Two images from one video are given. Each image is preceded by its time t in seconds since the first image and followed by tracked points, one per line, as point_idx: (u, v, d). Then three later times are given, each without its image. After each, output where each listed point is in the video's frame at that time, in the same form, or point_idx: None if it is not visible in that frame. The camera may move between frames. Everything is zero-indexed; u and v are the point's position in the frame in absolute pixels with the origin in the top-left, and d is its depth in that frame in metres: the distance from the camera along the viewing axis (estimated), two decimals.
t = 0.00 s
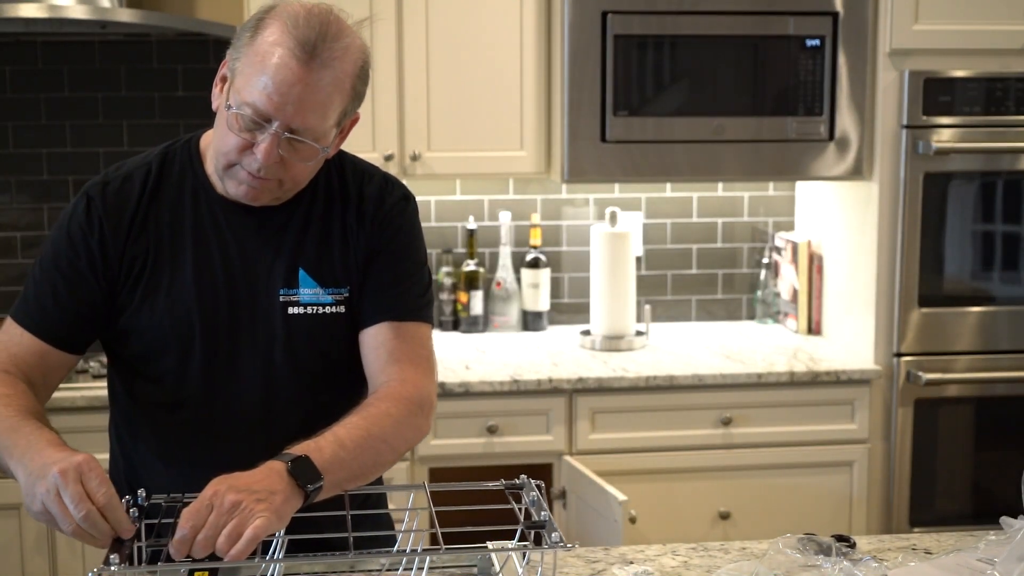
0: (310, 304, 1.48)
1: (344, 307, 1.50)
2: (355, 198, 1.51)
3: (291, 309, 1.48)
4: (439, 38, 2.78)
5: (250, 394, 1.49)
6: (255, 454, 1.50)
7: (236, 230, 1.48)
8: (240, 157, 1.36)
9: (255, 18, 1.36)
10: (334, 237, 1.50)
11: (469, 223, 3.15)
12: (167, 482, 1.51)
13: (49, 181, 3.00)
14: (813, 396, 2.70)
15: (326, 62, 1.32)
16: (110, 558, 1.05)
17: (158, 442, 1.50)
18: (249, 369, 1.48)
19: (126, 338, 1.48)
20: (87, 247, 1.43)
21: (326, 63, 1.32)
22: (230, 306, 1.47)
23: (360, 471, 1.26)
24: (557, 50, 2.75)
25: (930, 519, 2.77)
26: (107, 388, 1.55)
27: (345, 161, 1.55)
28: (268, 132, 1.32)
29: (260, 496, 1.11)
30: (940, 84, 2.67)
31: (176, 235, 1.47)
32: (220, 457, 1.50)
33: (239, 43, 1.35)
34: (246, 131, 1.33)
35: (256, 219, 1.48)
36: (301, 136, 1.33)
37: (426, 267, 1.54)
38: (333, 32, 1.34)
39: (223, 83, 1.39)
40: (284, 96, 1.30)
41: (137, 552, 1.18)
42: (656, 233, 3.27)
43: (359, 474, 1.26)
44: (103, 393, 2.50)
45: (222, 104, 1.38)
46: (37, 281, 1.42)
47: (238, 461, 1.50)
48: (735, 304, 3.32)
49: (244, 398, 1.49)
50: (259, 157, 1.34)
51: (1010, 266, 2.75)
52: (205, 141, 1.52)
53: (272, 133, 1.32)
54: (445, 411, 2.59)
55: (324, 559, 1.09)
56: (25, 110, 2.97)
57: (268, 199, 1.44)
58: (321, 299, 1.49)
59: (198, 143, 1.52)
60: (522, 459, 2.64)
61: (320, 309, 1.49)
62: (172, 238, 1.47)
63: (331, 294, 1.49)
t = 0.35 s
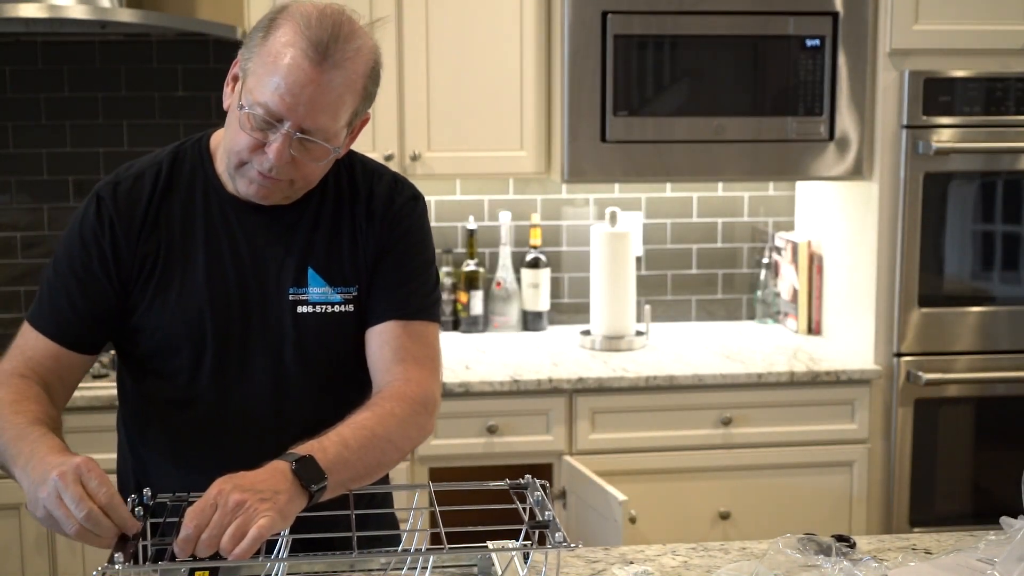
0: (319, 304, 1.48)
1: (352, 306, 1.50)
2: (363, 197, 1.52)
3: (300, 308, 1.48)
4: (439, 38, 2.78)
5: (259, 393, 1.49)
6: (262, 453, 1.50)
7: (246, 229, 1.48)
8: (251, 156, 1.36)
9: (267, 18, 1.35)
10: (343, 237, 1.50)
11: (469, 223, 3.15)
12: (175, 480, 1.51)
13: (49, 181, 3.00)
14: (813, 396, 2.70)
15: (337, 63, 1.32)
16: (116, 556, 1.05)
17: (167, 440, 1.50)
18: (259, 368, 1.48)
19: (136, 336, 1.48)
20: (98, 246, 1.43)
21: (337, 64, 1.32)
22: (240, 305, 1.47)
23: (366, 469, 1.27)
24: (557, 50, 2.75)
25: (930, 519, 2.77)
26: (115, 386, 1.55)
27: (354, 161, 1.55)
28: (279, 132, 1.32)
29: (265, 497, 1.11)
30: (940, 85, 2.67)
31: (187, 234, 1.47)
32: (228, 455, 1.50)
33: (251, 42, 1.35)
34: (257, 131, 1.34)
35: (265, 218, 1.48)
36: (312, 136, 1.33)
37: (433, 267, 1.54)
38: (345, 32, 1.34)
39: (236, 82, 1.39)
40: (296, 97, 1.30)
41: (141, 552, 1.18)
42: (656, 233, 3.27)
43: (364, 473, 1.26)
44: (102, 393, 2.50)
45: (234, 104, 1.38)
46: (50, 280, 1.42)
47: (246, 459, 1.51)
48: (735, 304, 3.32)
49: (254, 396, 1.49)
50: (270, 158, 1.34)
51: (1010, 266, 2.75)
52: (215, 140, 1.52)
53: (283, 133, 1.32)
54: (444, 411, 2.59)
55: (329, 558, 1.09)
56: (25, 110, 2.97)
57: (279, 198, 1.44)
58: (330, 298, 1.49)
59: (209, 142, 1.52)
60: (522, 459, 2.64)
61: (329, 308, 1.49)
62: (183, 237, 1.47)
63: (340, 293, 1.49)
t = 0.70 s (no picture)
0: (319, 305, 1.48)
1: (352, 307, 1.50)
2: (363, 198, 1.52)
3: (300, 309, 1.48)
4: (438, 38, 2.78)
5: (261, 393, 1.49)
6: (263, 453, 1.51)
7: (247, 229, 1.48)
8: (251, 156, 1.36)
9: (269, 19, 1.35)
10: (344, 238, 1.50)
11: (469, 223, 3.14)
12: (176, 479, 1.51)
13: (49, 181, 3.00)
14: (813, 396, 2.70)
15: (339, 64, 1.32)
16: (117, 556, 1.05)
17: (167, 440, 1.50)
18: (261, 368, 1.49)
19: (136, 337, 1.48)
20: (98, 245, 1.43)
21: (338, 67, 1.32)
22: (241, 305, 1.47)
23: (366, 469, 1.27)
24: (557, 50, 2.75)
25: (930, 519, 2.77)
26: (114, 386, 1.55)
27: (353, 161, 1.55)
28: (279, 133, 1.32)
29: (265, 497, 1.11)
30: (940, 85, 2.67)
31: (187, 233, 1.47)
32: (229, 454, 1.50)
33: (252, 43, 1.35)
34: (257, 131, 1.33)
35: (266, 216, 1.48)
36: (313, 138, 1.33)
37: (433, 266, 1.54)
38: (347, 35, 1.34)
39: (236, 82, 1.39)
40: (299, 98, 1.29)
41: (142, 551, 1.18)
42: (656, 233, 3.27)
43: (364, 473, 1.26)
44: (102, 393, 2.50)
45: (234, 104, 1.38)
46: (48, 277, 1.42)
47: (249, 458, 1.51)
48: (736, 304, 3.32)
49: (256, 396, 1.49)
50: (270, 158, 1.34)
51: (1010, 266, 2.75)
52: (214, 140, 1.52)
53: (283, 134, 1.32)
54: (444, 411, 2.59)
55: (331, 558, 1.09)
56: (26, 110, 2.97)
57: (278, 199, 1.44)
58: (330, 299, 1.49)
59: (208, 142, 1.52)
60: (522, 459, 2.64)
61: (329, 309, 1.49)
62: (183, 237, 1.47)
63: (340, 295, 1.49)
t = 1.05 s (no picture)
0: (310, 306, 1.49)
1: (344, 308, 1.50)
2: (353, 203, 1.51)
3: (292, 312, 1.48)
4: (439, 38, 2.78)
5: (253, 397, 1.49)
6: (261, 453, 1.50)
7: (236, 233, 1.48)
8: (238, 167, 1.36)
9: (254, 28, 1.35)
10: (334, 239, 1.50)
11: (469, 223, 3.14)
12: (171, 482, 1.52)
13: (49, 181, 3.00)
14: (813, 396, 2.70)
15: (325, 76, 1.31)
16: (117, 555, 1.05)
17: (161, 443, 1.51)
18: (251, 372, 1.48)
19: (124, 343, 1.48)
20: (82, 251, 1.43)
21: (324, 78, 1.31)
22: (230, 309, 1.47)
23: (364, 469, 1.27)
24: (558, 51, 2.75)
25: (930, 519, 2.77)
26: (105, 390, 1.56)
27: (344, 163, 1.55)
28: (265, 144, 1.32)
29: (265, 497, 1.11)
30: (940, 85, 2.67)
31: (174, 239, 1.47)
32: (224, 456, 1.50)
33: (237, 52, 1.34)
34: (243, 142, 1.33)
35: (257, 220, 1.48)
36: (300, 150, 1.32)
37: (426, 268, 1.54)
38: (333, 45, 1.33)
39: (222, 90, 1.38)
40: (283, 111, 1.29)
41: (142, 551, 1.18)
42: (656, 233, 3.27)
43: (364, 473, 1.26)
44: (102, 393, 2.50)
45: (221, 113, 1.37)
46: (27, 277, 1.41)
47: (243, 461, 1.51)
48: (736, 304, 3.32)
49: (247, 400, 1.49)
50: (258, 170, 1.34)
51: (1010, 266, 2.75)
52: (201, 143, 1.52)
53: (269, 146, 1.31)
54: (444, 411, 2.59)
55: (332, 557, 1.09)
56: (25, 110, 2.97)
57: (267, 208, 1.44)
58: (321, 301, 1.49)
59: (196, 146, 1.51)
60: (522, 459, 2.64)
61: (321, 310, 1.49)
62: (169, 242, 1.47)
63: (331, 297, 1.49)
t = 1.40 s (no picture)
0: (318, 313, 1.49)
1: (351, 315, 1.50)
2: (362, 207, 1.53)
3: (299, 317, 1.48)
4: (439, 38, 2.78)
5: (256, 400, 1.49)
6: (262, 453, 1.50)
7: (247, 236, 1.48)
8: (267, 181, 1.36)
9: (299, 44, 1.34)
10: (343, 247, 1.51)
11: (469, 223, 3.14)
12: (169, 482, 1.51)
13: (49, 182, 3.00)
14: (813, 396, 2.70)
15: (366, 103, 1.31)
16: (117, 556, 1.05)
17: (160, 443, 1.50)
18: (257, 375, 1.49)
19: (130, 340, 1.47)
20: (92, 246, 1.42)
21: (364, 106, 1.31)
22: (240, 311, 1.47)
23: (365, 471, 1.27)
24: (558, 51, 2.75)
25: (930, 519, 2.77)
26: (105, 388, 1.55)
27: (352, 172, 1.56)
28: (298, 164, 1.32)
29: (265, 497, 1.11)
30: (940, 85, 2.67)
31: (186, 239, 1.47)
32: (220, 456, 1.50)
33: (280, 67, 1.34)
34: (276, 159, 1.33)
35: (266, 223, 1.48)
36: (332, 171, 1.33)
37: (428, 275, 1.56)
38: (377, 73, 1.33)
39: (256, 100, 1.38)
40: (324, 133, 1.29)
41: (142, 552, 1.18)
42: (656, 233, 3.27)
43: (365, 475, 1.26)
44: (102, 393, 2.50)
45: (254, 125, 1.37)
46: (31, 266, 1.38)
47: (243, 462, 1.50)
48: (736, 304, 3.32)
49: (250, 402, 1.49)
50: (287, 187, 1.34)
51: (1010, 266, 2.75)
52: (217, 144, 1.52)
53: (302, 167, 1.31)
54: (444, 411, 2.59)
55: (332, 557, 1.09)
56: (25, 110, 2.97)
57: (285, 220, 1.45)
58: (329, 307, 1.49)
59: (210, 147, 1.52)
60: (522, 458, 2.64)
61: (328, 317, 1.49)
62: (181, 243, 1.47)
63: (339, 303, 1.50)
